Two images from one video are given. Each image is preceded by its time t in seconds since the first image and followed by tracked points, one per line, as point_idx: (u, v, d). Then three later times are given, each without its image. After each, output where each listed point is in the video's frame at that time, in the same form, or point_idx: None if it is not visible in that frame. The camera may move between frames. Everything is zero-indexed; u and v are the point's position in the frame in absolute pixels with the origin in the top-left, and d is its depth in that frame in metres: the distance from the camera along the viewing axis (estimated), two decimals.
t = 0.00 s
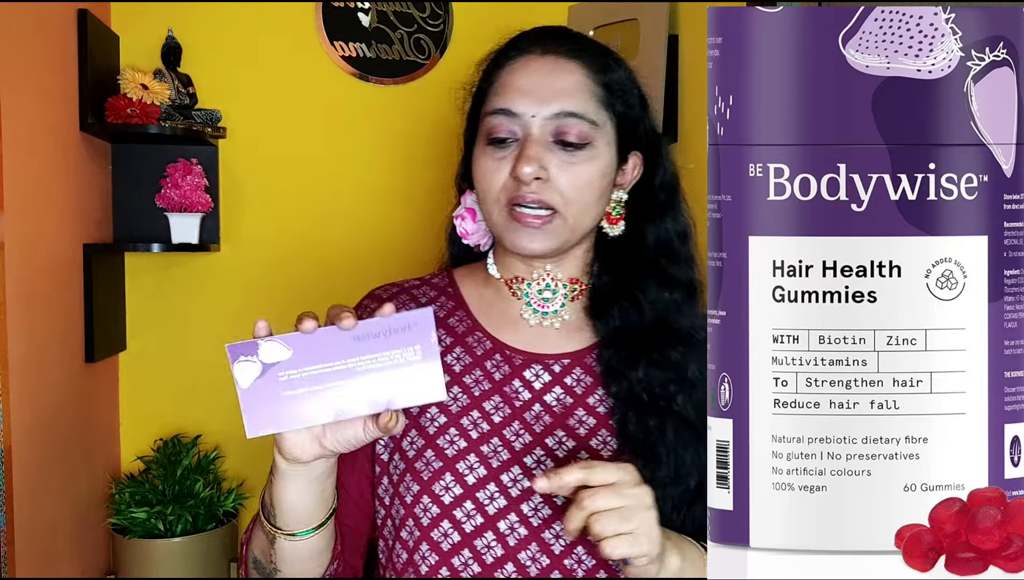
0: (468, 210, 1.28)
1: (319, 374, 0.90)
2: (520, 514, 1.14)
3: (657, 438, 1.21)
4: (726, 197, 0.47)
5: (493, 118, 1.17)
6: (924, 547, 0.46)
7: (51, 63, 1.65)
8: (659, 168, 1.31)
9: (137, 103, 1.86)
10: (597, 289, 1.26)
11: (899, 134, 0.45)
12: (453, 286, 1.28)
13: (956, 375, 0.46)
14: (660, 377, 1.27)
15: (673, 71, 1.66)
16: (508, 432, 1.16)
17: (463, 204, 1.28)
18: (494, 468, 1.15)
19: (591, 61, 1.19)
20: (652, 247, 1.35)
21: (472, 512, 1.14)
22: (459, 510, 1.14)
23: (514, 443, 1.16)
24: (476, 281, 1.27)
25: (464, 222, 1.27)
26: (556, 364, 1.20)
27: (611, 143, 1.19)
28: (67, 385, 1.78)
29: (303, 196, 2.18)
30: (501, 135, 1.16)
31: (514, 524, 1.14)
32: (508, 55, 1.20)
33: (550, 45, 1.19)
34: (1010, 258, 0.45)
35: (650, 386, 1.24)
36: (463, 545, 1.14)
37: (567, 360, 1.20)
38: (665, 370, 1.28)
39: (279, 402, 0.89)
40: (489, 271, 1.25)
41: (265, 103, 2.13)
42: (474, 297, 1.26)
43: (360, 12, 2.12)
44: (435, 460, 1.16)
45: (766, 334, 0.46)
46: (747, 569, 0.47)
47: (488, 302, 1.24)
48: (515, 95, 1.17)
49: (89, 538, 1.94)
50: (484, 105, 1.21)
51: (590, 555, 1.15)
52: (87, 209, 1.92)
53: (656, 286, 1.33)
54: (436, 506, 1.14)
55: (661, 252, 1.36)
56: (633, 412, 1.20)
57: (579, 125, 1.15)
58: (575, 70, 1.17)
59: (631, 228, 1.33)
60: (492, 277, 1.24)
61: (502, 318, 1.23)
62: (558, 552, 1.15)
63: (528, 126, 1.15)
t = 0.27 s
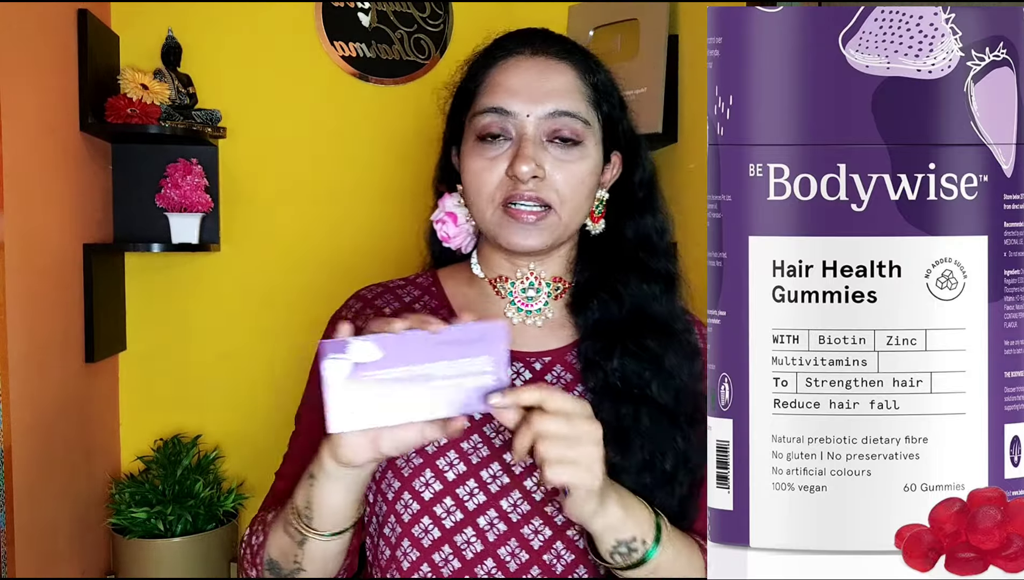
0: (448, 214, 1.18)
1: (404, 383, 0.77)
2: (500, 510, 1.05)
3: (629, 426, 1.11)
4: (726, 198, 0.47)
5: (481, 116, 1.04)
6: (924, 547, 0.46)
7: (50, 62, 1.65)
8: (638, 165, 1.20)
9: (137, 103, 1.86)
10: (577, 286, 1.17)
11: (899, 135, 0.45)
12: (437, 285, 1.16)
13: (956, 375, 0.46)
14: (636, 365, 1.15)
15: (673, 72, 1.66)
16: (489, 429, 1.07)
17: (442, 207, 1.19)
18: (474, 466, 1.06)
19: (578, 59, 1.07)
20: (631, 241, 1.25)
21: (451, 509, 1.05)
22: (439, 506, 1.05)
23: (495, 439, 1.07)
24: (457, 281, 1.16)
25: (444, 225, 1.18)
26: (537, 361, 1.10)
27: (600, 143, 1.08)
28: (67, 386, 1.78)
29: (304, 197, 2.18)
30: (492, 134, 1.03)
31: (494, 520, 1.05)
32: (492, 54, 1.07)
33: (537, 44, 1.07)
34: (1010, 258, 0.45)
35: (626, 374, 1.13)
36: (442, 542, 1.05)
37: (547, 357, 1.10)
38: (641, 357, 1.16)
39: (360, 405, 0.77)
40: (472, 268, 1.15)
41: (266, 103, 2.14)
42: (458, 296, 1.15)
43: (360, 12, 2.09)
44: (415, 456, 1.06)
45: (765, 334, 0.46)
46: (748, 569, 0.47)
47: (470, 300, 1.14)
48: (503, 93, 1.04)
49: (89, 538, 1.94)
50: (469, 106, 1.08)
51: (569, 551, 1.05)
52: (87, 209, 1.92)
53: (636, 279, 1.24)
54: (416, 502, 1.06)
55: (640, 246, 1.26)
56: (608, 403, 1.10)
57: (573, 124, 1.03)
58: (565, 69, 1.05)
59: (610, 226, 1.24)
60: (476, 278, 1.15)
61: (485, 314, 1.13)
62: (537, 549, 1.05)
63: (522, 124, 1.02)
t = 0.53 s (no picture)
0: (432, 211, 1.09)
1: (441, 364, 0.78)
2: (489, 511, 0.99)
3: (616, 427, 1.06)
4: (726, 198, 0.47)
5: (482, 116, 1.01)
6: (924, 547, 0.46)
7: (50, 63, 1.65)
8: (625, 172, 1.17)
9: (137, 103, 1.85)
10: (563, 285, 1.12)
11: (899, 135, 0.45)
12: (421, 290, 1.10)
13: (955, 376, 0.46)
14: (624, 362, 1.10)
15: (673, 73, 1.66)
16: (475, 430, 1.02)
17: (425, 203, 1.10)
18: (461, 467, 1.00)
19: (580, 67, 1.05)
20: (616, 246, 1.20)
21: (439, 511, 0.99)
22: (426, 509, 0.99)
23: (481, 440, 1.01)
24: (442, 283, 1.11)
25: (427, 222, 1.09)
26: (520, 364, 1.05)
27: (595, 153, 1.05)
28: (67, 386, 1.78)
29: (303, 196, 2.18)
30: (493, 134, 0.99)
31: (483, 521, 0.99)
32: (494, 55, 1.04)
33: (541, 47, 1.04)
34: (1010, 258, 0.45)
35: (613, 370, 1.08)
36: (429, 546, 0.98)
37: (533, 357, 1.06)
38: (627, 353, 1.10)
39: (394, 382, 0.77)
40: (456, 272, 1.11)
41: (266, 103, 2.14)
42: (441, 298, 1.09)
43: (360, 12, 2.12)
44: (401, 458, 1.00)
45: (765, 334, 0.46)
46: (748, 568, 0.47)
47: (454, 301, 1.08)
48: (507, 94, 1.00)
49: (89, 538, 1.94)
50: (466, 105, 1.04)
51: (558, 553, 1.00)
52: (87, 209, 1.92)
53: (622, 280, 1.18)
54: (403, 505, 0.99)
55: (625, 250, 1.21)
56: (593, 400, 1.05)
57: (574, 131, 1.01)
58: (569, 76, 1.03)
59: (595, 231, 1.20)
60: (460, 280, 1.10)
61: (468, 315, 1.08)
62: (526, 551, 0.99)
63: (524, 127, 0.99)
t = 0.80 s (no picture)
0: (425, 201, 1.09)
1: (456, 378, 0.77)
2: (483, 515, 0.99)
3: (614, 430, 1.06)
4: (726, 197, 0.47)
5: (501, 114, 0.99)
6: (924, 547, 0.46)
7: (50, 63, 1.65)
8: (620, 189, 1.18)
9: (137, 103, 1.85)
10: (553, 290, 1.12)
11: (899, 135, 0.45)
12: (409, 285, 1.10)
13: (955, 375, 0.46)
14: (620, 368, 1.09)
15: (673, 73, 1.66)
16: (467, 434, 1.01)
17: (419, 192, 1.10)
18: (455, 471, 0.99)
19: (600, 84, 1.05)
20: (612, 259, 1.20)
21: (434, 515, 0.99)
22: (421, 513, 0.99)
23: (474, 443, 1.00)
24: (434, 282, 1.11)
25: (419, 212, 1.09)
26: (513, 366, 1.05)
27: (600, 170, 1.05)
28: (67, 386, 1.78)
29: (304, 196, 2.18)
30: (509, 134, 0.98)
31: (477, 525, 0.99)
32: (518, 57, 1.03)
33: (566, 57, 1.03)
34: (1010, 258, 0.45)
35: (605, 375, 1.08)
36: (425, 550, 0.98)
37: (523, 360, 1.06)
38: (623, 361, 1.09)
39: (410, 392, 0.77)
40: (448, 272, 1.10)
41: (266, 103, 2.14)
42: (433, 298, 1.09)
43: (360, 12, 2.11)
44: (394, 460, 1.00)
45: (765, 334, 0.46)
46: (747, 568, 0.47)
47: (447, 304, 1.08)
48: (528, 96, 0.99)
49: (89, 538, 1.94)
50: (484, 102, 1.03)
51: (553, 554, 1.00)
52: (87, 208, 1.92)
53: (618, 291, 1.17)
54: (398, 508, 0.99)
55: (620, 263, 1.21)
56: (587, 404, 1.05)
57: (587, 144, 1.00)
58: (589, 90, 1.02)
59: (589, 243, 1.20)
60: (452, 280, 1.10)
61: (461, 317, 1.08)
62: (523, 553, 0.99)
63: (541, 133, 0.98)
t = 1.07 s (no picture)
0: (426, 206, 1.07)
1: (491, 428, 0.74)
2: (494, 511, 0.99)
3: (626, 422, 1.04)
4: (726, 198, 0.47)
5: (494, 119, 0.98)
6: (924, 547, 0.46)
7: (50, 63, 1.65)
8: (619, 179, 1.16)
9: (137, 103, 1.85)
10: (558, 285, 1.10)
11: (899, 135, 0.45)
12: (413, 286, 1.08)
13: (955, 375, 0.46)
14: (630, 362, 1.11)
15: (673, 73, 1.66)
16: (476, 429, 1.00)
17: (419, 199, 1.07)
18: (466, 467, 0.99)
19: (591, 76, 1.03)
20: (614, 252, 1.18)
21: (444, 511, 0.98)
22: (430, 509, 0.98)
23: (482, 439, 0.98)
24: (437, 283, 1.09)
25: (421, 217, 1.07)
26: (521, 360, 1.03)
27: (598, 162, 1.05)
28: (67, 386, 1.78)
29: (304, 196, 2.18)
30: (503, 138, 0.97)
31: (487, 521, 0.99)
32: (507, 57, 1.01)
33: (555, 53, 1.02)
34: (1010, 258, 0.45)
35: (617, 368, 1.07)
36: (434, 547, 0.98)
37: (531, 355, 1.04)
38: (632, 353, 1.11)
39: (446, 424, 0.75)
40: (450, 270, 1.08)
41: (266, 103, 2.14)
42: (436, 297, 1.07)
43: (360, 12, 2.12)
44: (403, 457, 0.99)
45: (765, 334, 0.46)
46: (747, 568, 0.47)
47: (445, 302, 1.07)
48: (520, 98, 0.98)
49: (89, 538, 1.94)
50: (476, 105, 1.01)
51: (565, 549, 1.00)
52: (87, 208, 1.92)
53: (621, 285, 1.18)
54: (407, 505, 0.98)
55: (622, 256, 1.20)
56: (600, 399, 1.03)
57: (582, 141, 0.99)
58: (582, 85, 1.01)
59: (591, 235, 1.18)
60: (456, 279, 1.07)
61: (466, 314, 1.06)
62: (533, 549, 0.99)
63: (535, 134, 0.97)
